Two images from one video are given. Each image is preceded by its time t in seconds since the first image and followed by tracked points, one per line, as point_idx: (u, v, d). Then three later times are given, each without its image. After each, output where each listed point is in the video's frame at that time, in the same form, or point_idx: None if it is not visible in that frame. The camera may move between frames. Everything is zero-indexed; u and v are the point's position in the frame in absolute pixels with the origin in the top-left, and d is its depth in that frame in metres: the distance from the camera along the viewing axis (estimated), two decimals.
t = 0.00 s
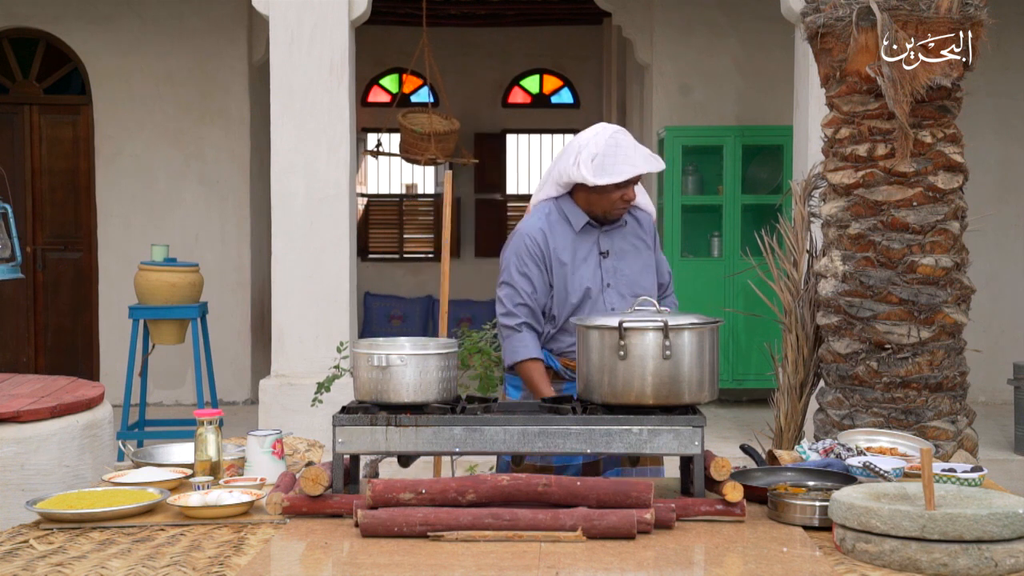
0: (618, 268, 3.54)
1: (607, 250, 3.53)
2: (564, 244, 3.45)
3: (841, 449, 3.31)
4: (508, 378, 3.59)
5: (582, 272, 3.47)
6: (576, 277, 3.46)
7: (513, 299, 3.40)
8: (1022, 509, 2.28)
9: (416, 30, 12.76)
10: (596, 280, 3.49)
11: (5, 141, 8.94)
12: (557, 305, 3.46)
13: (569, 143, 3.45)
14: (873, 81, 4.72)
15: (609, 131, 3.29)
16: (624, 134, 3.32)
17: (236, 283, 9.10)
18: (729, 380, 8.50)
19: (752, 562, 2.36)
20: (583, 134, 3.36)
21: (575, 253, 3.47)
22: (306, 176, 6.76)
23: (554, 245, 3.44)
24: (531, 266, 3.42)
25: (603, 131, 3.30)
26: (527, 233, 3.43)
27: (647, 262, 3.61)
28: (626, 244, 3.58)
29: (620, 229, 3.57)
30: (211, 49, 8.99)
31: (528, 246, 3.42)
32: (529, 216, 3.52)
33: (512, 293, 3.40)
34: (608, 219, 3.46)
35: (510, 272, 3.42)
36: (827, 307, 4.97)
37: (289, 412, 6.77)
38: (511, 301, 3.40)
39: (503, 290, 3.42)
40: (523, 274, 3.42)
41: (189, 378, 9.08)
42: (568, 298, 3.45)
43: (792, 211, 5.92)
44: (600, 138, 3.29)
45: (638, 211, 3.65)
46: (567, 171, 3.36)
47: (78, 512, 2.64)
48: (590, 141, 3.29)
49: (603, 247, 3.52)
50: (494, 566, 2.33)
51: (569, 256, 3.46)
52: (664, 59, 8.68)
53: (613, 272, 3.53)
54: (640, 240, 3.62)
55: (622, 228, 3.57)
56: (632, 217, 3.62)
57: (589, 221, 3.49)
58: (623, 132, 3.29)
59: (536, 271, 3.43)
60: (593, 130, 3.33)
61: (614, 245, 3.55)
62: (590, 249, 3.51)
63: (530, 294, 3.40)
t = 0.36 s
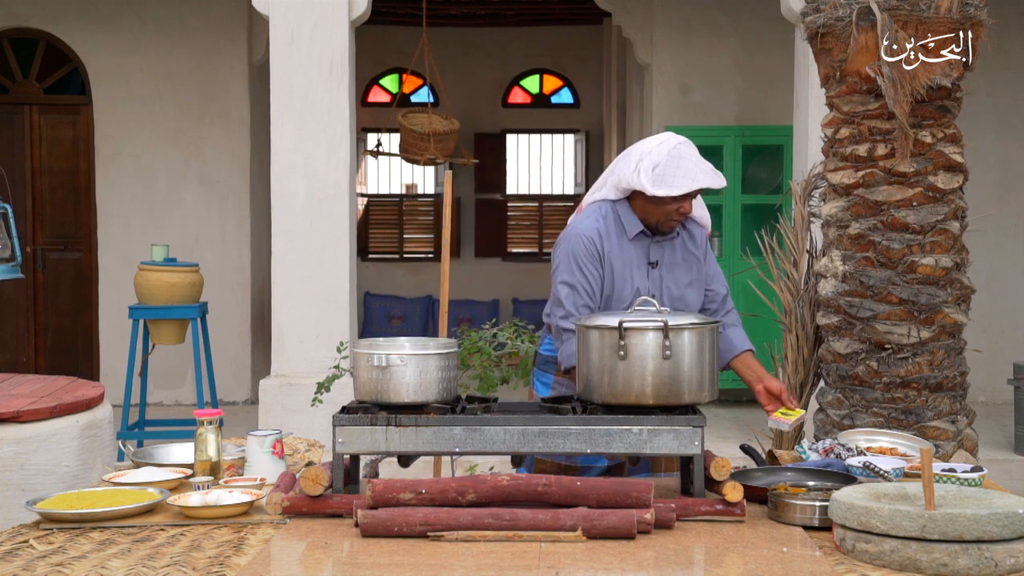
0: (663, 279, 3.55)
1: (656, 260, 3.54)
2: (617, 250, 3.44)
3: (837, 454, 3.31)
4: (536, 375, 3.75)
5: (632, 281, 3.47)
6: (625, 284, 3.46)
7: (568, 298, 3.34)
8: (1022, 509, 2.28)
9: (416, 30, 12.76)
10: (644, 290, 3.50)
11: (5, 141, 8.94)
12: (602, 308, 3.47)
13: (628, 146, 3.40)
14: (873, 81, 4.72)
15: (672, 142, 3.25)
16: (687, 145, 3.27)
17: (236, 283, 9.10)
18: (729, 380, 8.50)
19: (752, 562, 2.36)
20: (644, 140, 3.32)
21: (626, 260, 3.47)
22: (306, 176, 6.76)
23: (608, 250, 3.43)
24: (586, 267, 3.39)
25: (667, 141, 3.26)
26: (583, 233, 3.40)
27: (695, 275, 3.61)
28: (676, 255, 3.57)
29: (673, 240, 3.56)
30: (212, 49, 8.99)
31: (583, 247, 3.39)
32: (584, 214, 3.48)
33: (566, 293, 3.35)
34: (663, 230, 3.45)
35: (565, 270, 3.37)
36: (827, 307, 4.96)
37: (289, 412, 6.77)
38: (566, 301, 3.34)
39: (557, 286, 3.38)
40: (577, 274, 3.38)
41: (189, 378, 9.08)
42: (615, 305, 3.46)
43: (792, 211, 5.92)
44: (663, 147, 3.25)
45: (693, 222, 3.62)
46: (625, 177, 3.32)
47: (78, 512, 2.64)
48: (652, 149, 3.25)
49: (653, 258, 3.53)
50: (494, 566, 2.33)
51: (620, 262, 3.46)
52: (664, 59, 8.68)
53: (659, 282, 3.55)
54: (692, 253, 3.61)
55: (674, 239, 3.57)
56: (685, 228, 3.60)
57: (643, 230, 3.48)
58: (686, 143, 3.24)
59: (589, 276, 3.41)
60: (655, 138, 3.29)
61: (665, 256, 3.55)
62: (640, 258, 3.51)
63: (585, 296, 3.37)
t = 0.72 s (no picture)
0: (674, 288, 3.52)
1: (668, 269, 3.50)
2: (625, 254, 3.43)
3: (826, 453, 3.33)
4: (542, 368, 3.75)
5: (637, 287, 3.46)
6: (630, 289, 3.46)
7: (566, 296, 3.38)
8: (1022, 509, 2.28)
9: (416, 31, 12.76)
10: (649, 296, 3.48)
11: (5, 141, 8.94)
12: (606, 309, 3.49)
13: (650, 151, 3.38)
14: (873, 81, 4.72)
15: (688, 147, 3.19)
16: (706, 151, 3.21)
17: (236, 283, 9.10)
18: (729, 380, 8.50)
19: (752, 562, 2.36)
20: (664, 145, 3.28)
21: (634, 266, 3.45)
22: (306, 176, 6.76)
23: (615, 253, 3.42)
24: (589, 267, 3.42)
25: (684, 147, 3.21)
26: (591, 233, 3.41)
27: (711, 288, 3.54)
28: (691, 266, 3.51)
29: (690, 251, 3.50)
30: (212, 49, 8.99)
31: (589, 247, 3.41)
32: (603, 212, 3.47)
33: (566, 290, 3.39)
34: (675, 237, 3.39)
35: (569, 268, 3.41)
36: (827, 307, 4.96)
37: (289, 412, 6.77)
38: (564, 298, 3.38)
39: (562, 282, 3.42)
40: (580, 273, 3.41)
41: (189, 379, 9.08)
42: (617, 308, 3.47)
43: (793, 211, 5.92)
44: (678, 153, 3.20)
45: (717, 235, 3.52)
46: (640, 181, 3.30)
47: (78, 512, 2.64)
48: (667, 154, 3.21)
49: (665, 266, 3.49)
50: (494, 566, 2.33)
51: (628, 265, 3.45)
52: (664, 59, 8.68)
53: (667, 291, 3.52)
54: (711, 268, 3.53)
55: (692, 249, 3.50)
56: (708, 240, 3.51)
57: (657, 237, 3.44)
58: (701, 148, 3.18)
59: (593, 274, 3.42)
60: (674, 143, 3.24)
61: (678, 267, 3.51)
62: (650, 264, 3.48)
63: (585, 296, 3.39)
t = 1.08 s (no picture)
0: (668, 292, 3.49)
1: (662, 272, 3.48)
2: (617, 258, 3.43)
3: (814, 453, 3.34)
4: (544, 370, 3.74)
5: (630, 291, 3.45)
6: (623, 294, 3.45)
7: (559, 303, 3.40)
8: (1022, 509, 2.28)
9: (416, 31, 12.77)
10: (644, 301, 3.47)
11: (4, 141, 8.94)
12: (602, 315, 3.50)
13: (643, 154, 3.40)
14: (873, 81, 4.72)
15: (674, 150, 3.20)
16: (693, 154, 3.20)
17: (236, 283, 9.10)
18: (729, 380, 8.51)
19: (752, 562, 2.36)
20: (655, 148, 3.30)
21: (626, 271, 3.45)
22: (306, 176, 6.76)
23: (607, 258, 3.43)
24: (581, 273, 3.42)
25: (670, 148, 3.22)
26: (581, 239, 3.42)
27: (706, 290, 3.51)
28: (686, 268, 3.49)
29: (683, 253, 3.48)
30: (212, 49, 8.99)
31: (579, 253, 3.42)
32: (595, 217, 3.49)
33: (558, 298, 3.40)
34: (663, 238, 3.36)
35: (562, 275, 3.43)
36: (827, 307, 4.96)
37: (290, 412, 6.77)
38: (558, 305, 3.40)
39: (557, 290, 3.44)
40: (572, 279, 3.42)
41: (189, 379, 9.08)
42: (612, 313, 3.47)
43: (793, 211, 5.93)
44: (663, 154, 3.22)
45: (711, 235, 3.49)
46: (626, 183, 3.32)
47: (78, 512, 2.64)
48: (651, 156, 3.23)
49: (658, 270, 3.48)
50: (494, 566, 2.33)
51: (620, 270, 3.45)
52: (664, 59, 8.68)
53: (663, 294, 3.49)
54: (705, 270, 3.49)
55: (685, 252, 3.48)
56: (701, 241, 3.49)
57: (647, 240, 3.43)
58: (686, 151, 3.18)
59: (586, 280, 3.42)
60: (663, 146, 3.26)
61: (671, 270, 3.48)
62: (644, 268, 3.47)
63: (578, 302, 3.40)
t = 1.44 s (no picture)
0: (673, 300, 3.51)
1: (667, 279, 3.50)
2: (624, 267, 3.43)
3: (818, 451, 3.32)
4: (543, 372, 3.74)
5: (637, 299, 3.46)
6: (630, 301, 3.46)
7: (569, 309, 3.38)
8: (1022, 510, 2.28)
9: (416, 31, 12.77)
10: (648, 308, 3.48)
11: (4, 141, 8.94)
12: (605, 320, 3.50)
13: (645, 159, 3.38)
14: (873, 81, 4.73)
15: (688, 159, 3.21)
16: (705, 160, 3.22)
17: (236, 283, 9.09)
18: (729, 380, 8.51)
19: (752, 562, 2.36)
20: (663, 157, 3.29)
21: (633, 278, 3.45)
22: (306, 176, 6.76)
23: (614, 266, 3.42)
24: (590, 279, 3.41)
25: (683, 157, 3.23)
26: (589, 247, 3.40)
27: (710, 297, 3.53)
28: (690, 276, 3.51)
29: (687, 261, 3.50)
30: (212, 49, 8.99)
31: (587, 261, 3.40)
32: (599, 222, 3.47)
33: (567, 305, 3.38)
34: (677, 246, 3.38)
35: (568, 279, 3.39)
36: (827, 307, 4.96)
37: (289, 413, 6.77)
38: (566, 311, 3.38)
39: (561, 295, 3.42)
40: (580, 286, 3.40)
41: (188, 379, 9.08)
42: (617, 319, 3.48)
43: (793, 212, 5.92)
44: (677, 165, 3.21)
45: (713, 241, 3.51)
46: (639, 195, 3.30)
47: (78, 512, 2.64)
48: (666, 168, 3.22)
49: (663, 277, 3.49)
50: (494, 566, 2.33)
51: (627, 278, 3.44)
52: (664, 59, 8.68)
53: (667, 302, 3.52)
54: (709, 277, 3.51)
55: (689, 260, 3.49)
56: (704, 248, 3.50)
57: (654, 249, 3.44)
58: (701, 159, 3.20)
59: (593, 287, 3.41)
60: (672, 155, 3.26)
61: (676, 277, 3.51)
62: (650, 276, 3.48)
63: (584, 308, 3.38)
